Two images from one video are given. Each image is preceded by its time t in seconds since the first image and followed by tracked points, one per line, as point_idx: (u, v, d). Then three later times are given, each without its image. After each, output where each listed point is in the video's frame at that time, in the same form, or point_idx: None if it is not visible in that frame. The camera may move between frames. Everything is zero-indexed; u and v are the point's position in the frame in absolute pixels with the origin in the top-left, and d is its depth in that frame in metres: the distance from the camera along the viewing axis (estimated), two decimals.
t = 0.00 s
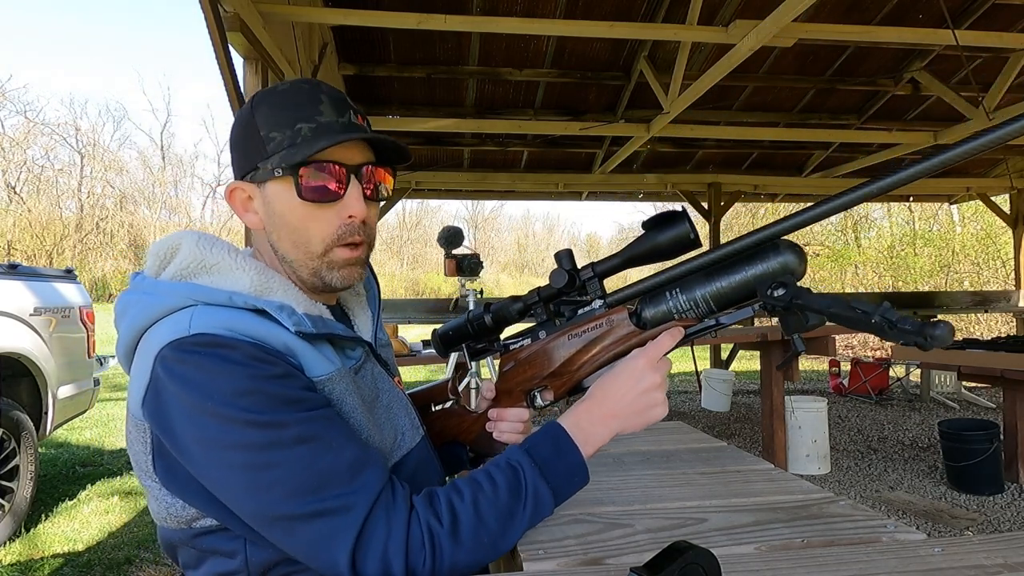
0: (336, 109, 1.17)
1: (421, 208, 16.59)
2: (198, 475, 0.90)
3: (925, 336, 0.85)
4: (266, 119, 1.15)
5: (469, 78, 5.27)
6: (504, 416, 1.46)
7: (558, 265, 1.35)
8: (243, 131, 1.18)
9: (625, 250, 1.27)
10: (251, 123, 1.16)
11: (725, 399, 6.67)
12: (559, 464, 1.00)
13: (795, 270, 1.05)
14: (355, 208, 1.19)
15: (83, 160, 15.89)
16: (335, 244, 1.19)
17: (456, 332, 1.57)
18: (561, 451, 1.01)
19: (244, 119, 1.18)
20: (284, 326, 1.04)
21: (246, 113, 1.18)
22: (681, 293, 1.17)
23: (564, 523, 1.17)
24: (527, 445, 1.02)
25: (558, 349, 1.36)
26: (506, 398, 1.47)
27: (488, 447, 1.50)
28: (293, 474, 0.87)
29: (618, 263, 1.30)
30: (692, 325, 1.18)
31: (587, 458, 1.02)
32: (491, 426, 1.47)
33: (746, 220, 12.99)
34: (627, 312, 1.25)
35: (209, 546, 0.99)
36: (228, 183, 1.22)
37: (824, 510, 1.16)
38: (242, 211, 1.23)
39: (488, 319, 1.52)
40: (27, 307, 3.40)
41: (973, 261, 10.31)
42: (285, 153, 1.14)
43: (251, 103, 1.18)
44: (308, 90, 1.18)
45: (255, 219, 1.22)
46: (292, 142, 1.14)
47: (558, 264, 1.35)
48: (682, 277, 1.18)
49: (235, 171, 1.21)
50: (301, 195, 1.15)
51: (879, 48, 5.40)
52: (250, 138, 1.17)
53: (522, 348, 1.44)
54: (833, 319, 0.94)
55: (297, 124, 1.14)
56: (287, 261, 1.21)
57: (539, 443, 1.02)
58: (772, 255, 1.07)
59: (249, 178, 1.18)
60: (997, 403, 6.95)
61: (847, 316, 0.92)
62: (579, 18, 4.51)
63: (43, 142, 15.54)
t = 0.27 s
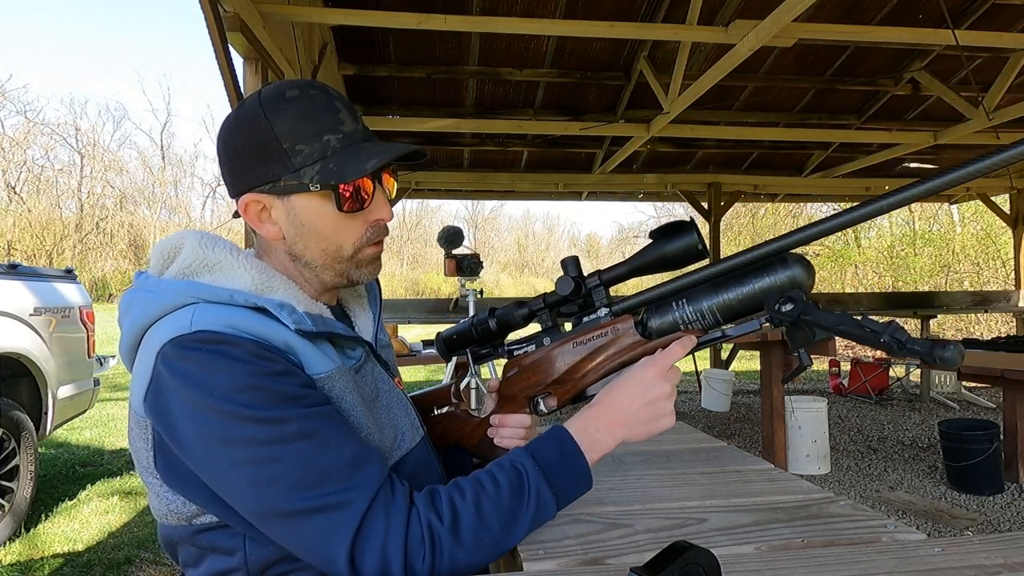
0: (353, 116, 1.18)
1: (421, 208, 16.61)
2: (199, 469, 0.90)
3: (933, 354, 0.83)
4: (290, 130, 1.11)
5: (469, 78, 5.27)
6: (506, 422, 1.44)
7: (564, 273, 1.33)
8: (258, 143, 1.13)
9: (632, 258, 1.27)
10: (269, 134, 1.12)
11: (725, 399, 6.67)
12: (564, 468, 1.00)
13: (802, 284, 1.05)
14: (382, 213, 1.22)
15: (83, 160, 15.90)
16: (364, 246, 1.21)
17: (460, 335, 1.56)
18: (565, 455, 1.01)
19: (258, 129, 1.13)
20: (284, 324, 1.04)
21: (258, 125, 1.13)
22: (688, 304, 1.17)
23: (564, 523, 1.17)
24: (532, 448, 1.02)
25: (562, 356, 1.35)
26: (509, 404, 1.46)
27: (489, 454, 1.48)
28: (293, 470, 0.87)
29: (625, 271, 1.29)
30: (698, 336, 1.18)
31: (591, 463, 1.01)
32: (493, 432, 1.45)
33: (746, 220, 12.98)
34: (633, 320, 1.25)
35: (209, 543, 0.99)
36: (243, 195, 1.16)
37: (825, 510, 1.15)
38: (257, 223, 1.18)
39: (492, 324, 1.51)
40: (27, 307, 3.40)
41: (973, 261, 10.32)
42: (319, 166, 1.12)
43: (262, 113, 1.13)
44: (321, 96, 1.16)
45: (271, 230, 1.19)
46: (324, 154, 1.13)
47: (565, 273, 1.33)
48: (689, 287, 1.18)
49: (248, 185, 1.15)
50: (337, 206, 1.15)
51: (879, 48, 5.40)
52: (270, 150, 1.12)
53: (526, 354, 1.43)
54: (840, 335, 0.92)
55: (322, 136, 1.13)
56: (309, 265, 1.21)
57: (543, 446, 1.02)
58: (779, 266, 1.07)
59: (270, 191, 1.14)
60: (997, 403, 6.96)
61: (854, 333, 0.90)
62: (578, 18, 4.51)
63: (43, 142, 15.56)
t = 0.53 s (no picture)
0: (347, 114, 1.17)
1: (421, 208, 16.63)
2: (198, 471, 0.90)
3: (932, 357, 0.83)
4: (285, 134, 1.11)
5: (469, 78, 5.27)
6: (506, 423, 1.44)
7: (566, 274, 1.33)
8: (254, 147, 1.12)
9: (634, 260, 1.27)
10: (265, 138, 1.11)
11: (725, 399, 6.67)
12: (565, 471, 1.00)
13: (805, 287, 1.05)
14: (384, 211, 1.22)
15: (83, 160, 15.91)
16: (365, 247, 1.21)
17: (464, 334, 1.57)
18: (565, 457, 1.01)
19: (253, 134, 1.12)
20: (284, 325, 1.04)
21: (254, 129, 1.12)
22: (689, 305, 1.17)
23: (564, 523, 1.17)
24: (533, 451, 1.02)
25: (563, 357, 1.35)
26: (509, 404, 1.45)
27: (489, 454, 1.47)
28: (292, 473, 0.88)
29: (626, 273, 1.29)
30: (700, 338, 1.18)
31: (591, 466, 1.01)
32: (492, 433, 1.44)
33: (746, 220, 12.99)
34: (635, 323, 1.25)
35: (208, 544, 0.99)
36: (242, 202, 1.16)
37: (825, 510, 1.15)
38: (258, 228, 1.19)
39: (494, 325, 1.52)
40: (27, 307, 3.40)
41: (973, 261, 10.32)
42: (317, 168, 1.12)
43: (257, 117, 1.12)
44: (315, 96, 1.15)
45: (272, 234, 1.19)
46: (321, 157, 1.12)
47: (567, 274, 1.32)
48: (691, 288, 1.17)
49: (246, 191, 1.15)
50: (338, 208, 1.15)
51: (879, 48, 5.40)
52: (266, 155, 1.12)
53: (527, 355, 1.43)
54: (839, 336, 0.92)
55: (319, 137, 1.12)
56: (310, 267, 1.21)
57: (544, 448, 1.02)
58: (781, 270, 1.07)
59: (269, 196, 1.14)
60: (997, 403, 6.96)
61: (854, 333, 0.90)
62: (578, 18, 4.51)
63: (43, 142, 15.57)
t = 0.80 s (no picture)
0: (327, 111, 1.16)
1: (421, 208, 16.64)
2: (196, 472, 0.90)
3: (934, 358, 0.82)
4: (260, 128, 1.13)
5: (469, 78, 5.27)
6: (507, 423, 1.43)
7: (569, 275, 1.33)
8: (236, 140, 1.16)
9: (636, 261, 1.27)
10: (243, 131, 1.14)
11: (725, 399, 6.68)
12: (566, 473, 1.00)
13: (806, 289, 1.05)
14: (357, 212, 1.19)
15: (83, 160, 15.91)
16: (337, 247, 1.19)
17: (466, 334, 1.57)
18: (566, 459, 1.01)
19: (234, 127, 1.16)
20: (282, 326, 1.04)
21: (237, 123, 1.16)
22: (691, 307, 1.17)
23: (564, 523, 1.17)
24: (534, 452, 1.01)
25: (564, 358, 1.35)
26: (510, 405, 1.45)
27: (489, 454, 1.47)
28: (291, 473, 0.87)
29: (628, 275, 1.29)
30: (701, 339, 1.17)
31: (592, 469, 1.01)
32: (493, 433, 1.44)
33: (746, 220, 12.99)
34: (636, 323, 1.24)
35: (206, 545, 0.99)
36: (224, 193, 1.20)
37: (824, 510, 1.15)
38: (242, 219, 1.22)
39: (496, 325, 1.52)
40: (27, 307, 3.39)
41: (973, 260, 10.32)
42: (283, 163, 1.13)
43: (240, 111, 1.16)
44: (300, 92, 1.15)
45: (254, 226, 1.22)
46: (289, 151, 1.13)
47: (569, 274, 1.33)
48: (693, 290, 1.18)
49: (229, 181, 1.20)
50: (303, 204, 1.15)
51: (879, 48, 5.40)
52: (242, 147, 1.15)
53: (529, 355, 1.43)
54: (841, 336, 0.92)
55: (291, 132, 1.13)
56: (289, 264, 1.21)
57: (545, 450, 1.02)
58: (784, 272, 1.07)
59: (244, 188, 1.17)
60: (997, 403, 6.95)
61: (856, 334, 0.89)
62: (578, 18, 4.51)
63: (43, 142, 15.57)
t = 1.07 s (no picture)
0: (326, 110, 1.17)
1: (421, 208, 16.65)
2: (196, 471, 0.90)
3: (935, 358, 0.82)
4: (261, 121, 1.18)
5: (469, 78, 5.27)
6: (507, 423, 1.43)
7: (570, 274, 1.33)
8: (244, 133, 1.22)
9: (636, 261, 1.27)
10: (248, 125, 1.20)
11: (725, 399, 6.68)
12: (567, 473, 1.00)
13: (806, 290, 1.05)
14: (337, 212, 1.19)
15: (83, 160, 15.92)
16: (317, 246, 1.20)
17: (466, 334, 1.57)
18: (567, 460, 1.01)
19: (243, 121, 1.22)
20: (281, 325, 1.04)
21: (246, 117, 1.22)
22: (692, 307, 1.17)
23: (564, 523, 1.17)
24: (534, 452, 1.01)
25: (564, 358, 1.34)
26: (510, 404, 1.45)
27: (488, 455, 1.47)
28: (291, 472, 0.87)
29: (629, 275, 1.29)
30: (701, 340, 1.17)
31: (593, 470, 1.01)
32: (492, 433, 1.44)
33: (746, 220, 12.99)
34: (636, 324, 1.24)
35: (205, 544, 0.99)
36: (230, 183, 1.26)
37: (825, 510, 1.15)
38: (241, 211, 1.27)
39: (496, 326, 1.52)
40: (27, 307, 3.40)
41: (973, 260, 10.32)
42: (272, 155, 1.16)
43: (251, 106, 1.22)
44: (304, 92, 1.19)
45: (251, 219, 1.26)
46: (279, 144, 1.15)
47: (570, 274, 1.33)
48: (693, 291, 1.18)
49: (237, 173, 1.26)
50: (285, 196, 1.17)
51: (879, 48, 5.40)
52: (248, 139, 1.20)
53: (529, 355, 1.42)
54: (841, 337, 0.92)
55: (284, 126, 1.16)
56: (275, 261, 1.23)
57: (545, 450, 1.02)
58: (784, 273, 1.07)
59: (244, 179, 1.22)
60: (997, 403, 6.95)
61: (856, 334, 0.90)
62: (578, 18, 4.51)
63: (43, 142, 15.58)
